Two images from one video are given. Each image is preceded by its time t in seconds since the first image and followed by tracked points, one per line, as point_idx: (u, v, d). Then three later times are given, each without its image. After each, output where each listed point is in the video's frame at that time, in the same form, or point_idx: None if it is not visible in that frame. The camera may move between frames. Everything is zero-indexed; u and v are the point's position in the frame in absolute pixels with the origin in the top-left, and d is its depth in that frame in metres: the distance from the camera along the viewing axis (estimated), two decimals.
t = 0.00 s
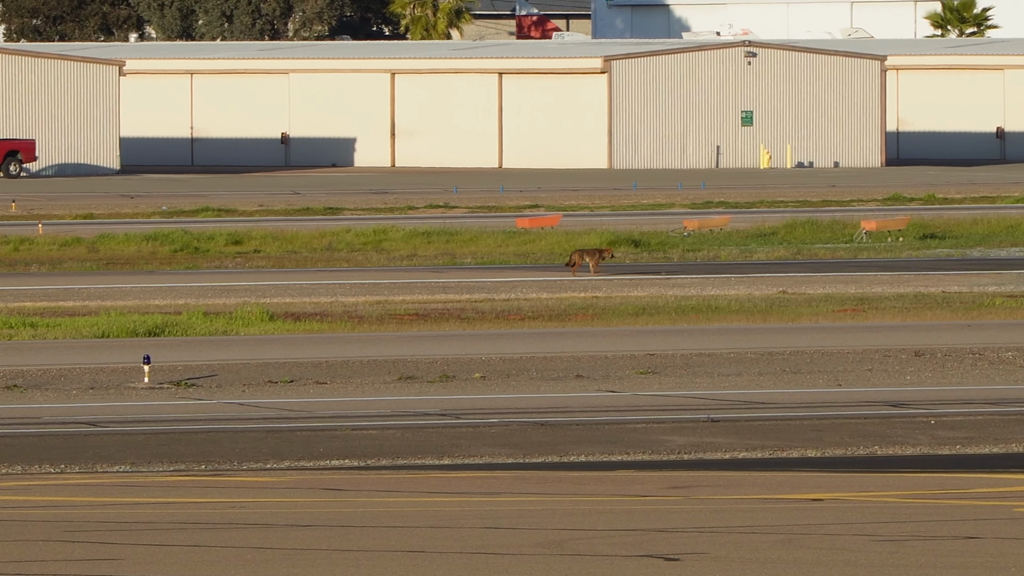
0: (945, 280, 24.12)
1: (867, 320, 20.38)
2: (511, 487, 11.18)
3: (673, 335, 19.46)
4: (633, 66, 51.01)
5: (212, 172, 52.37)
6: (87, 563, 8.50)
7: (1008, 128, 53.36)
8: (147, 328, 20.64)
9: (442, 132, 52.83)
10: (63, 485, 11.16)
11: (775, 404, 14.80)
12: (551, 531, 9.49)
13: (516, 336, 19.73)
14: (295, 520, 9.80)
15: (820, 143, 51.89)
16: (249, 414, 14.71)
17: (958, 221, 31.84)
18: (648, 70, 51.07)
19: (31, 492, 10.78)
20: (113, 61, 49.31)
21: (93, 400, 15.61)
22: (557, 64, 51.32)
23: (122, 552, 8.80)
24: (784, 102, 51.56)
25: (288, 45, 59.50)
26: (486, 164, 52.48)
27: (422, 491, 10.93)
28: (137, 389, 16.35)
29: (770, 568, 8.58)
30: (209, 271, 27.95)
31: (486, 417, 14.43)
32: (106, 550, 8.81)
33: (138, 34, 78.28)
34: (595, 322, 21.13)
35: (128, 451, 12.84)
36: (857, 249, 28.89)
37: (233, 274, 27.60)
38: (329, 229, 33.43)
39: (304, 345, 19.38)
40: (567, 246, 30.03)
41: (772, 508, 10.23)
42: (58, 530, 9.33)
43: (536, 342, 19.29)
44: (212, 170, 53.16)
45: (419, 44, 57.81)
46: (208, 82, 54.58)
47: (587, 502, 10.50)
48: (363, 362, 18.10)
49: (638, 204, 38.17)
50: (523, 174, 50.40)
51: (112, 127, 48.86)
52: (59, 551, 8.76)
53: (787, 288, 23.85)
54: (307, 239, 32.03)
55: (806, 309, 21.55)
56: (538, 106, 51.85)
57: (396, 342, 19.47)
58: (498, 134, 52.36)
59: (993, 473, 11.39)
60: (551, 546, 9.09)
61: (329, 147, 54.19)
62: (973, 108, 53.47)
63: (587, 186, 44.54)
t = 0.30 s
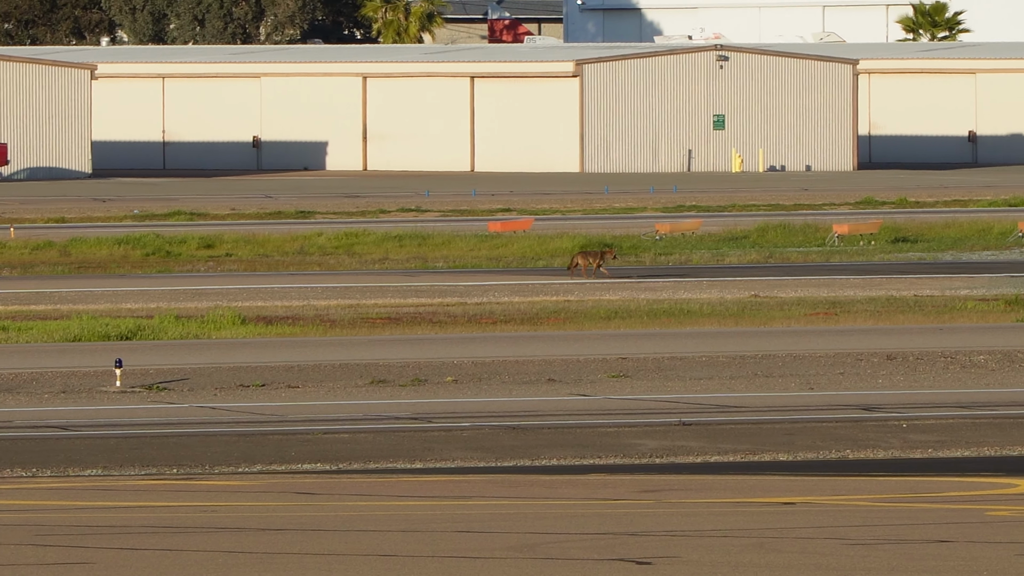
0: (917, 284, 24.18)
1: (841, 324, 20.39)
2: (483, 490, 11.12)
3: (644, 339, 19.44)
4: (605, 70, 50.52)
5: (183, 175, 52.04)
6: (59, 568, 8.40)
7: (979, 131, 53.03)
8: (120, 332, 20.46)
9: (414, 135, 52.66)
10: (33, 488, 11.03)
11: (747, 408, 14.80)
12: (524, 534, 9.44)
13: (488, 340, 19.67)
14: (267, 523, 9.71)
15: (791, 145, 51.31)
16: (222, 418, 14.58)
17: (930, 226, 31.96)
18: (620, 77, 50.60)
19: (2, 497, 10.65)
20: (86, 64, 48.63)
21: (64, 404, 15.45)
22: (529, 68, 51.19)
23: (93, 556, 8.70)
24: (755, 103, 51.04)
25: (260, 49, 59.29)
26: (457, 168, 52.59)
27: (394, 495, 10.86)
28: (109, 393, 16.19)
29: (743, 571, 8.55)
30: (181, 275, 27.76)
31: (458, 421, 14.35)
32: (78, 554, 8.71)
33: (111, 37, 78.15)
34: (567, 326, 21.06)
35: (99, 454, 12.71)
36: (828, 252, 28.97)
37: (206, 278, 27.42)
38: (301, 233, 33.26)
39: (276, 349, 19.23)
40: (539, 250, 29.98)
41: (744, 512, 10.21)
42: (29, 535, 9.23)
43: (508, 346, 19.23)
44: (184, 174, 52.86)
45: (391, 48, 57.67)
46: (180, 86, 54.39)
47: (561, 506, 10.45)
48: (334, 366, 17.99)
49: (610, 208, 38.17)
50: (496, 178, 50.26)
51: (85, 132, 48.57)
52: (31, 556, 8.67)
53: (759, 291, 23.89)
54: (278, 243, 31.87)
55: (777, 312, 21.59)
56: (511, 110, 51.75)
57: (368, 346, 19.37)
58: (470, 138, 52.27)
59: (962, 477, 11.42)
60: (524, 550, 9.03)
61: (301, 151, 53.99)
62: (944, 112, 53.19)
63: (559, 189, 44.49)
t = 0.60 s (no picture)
0: (886, 288, 24.31)
1: (811, 329, 20.46)
2: (453, 495, 11.04)
3: (615, 344, 19.42)
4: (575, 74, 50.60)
5: (153, 180, 51.70)
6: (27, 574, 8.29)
7: (949, 136, 53.24)
8: (90, 337, 20.28)
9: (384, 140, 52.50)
10: None
11: (718, 413, 14.79)
12: (496, 540, 9.37)
13: (459, 345, 19.61)
14: (236, 528, 9.61)
15: (760, 149, 51.33)
16: (192, 423, 14.44)
17: (899, 230, 32.15)
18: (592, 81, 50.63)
19: None
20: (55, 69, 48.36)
21: (33, 410, 15.24)
22: (499, 73, 51.11)
23: (62, 561, 8.58)
24: (725, 107, 51.07)
25: (230, 54, 59.06)
26: (427, 173, 52.46)
27: (364, 501, 10.77)
28: (78, 398, 16.02)
29: None
30: (152, 280, 27.58)
31: (429, 426, 14.27)
32: (46, 560, 8.60)
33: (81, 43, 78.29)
34: (538, 331, 21.05)
35: (68, 460, 12.55)
36: (799, 257, 29.07)
37: (176, 283, 27.25)
38: (271, 238, 33.13)
39: (246, 354, 19.10)
40: (508, 255, 29.96)
41: (715, 517, 10.17)
42: None
43: (479, 351, 19.16)
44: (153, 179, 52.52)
45: (361, 53, 57.55)
46: (150, 91, 54.08)
47: (531, 512, 10.39)
48: (304, 371, 17.88)
49: (580, 213, 38.21)
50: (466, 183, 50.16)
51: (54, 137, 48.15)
52: None
53: (729, 296, 23.94)
54: (248, 247, 31.73)
55: (748, 317, 21.64)
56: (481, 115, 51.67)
57: (338, 351, 19.25)
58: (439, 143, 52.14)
59: (932, 482, 11.44)
60: (494, 555, 8.97)
61: (271, 156, 53.73)
62: (913, 117, 53.40)
63: (529, 195, 44.46)
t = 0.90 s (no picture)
0: (858, 294, 24.39)
1: (782, 334, 20.50)
2: (425, 501, 10.96)
3: (586, 350, 19.39)
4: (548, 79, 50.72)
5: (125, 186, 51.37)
6: None
7: (921, 141, 53.39)
8: (61, 343, 20.09)
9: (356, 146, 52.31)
10: None
11: (689, 418, 14.78)
12: (468, 545, 9.31)
13: (431, 350, 19.52)
14: (209, 533, 9.51)
15: (733, 155, 51.38)
16: (164, 429, 14.33)
17: (871, 236, 32.27)
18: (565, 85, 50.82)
19: None
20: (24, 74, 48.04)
21: (3, 415, 15.08)
22: (471, 78, 50.99)
23: (33, 567, 8.50)
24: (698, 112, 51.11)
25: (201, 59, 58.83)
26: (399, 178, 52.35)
27: (336, 506, 10.68)
28: (50, 404, 15.86)
29: None
30: (124, 285, 27.35)
31: (400, 431, 14.20)
32: (16, 567, 8.51)
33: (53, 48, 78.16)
34: (510, 337, 20.97)
35: (39, 465, 12.42)
36: (771, 262, 29.14)
37: (148, 289, 27.03)
38: (242, 243, 32.92)
39: (219, 359, 18.95)
40: (480, 261, 29.88)
41: (687, 523, 10.14)
42: None
43: (451, 356, 19.09)
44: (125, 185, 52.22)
45: (333, 59, 57.39)
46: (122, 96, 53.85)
47: (502, 517, 10.33)
48: (277, 376, 17.76)
49: (551, 218, 38.17)
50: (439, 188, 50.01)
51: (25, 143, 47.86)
52: None
53: (701, 302, 23.94)
54: (220, 253, 31.52)
55: (719, 323, 21.65)
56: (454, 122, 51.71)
57: (311, 357, 19.12)
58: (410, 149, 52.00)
59: (904, 487, 11.44)
60: (467, 561, 8.90)
61: (243, 161, 53.51)
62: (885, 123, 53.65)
63: (500, 200, 44.41)
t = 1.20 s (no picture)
0: (826, 299, 24.48)
1: (750, 339, 20.50)
2: (392, 506, 10.89)
3: (553, 355, 19.33)
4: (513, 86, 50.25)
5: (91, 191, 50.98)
6: None
7: (887, 146, 53.77)
8: (28, 347, 19.90)
9: (324, 151, 52.12)
10: None
11: (657, 423, 14.76)
12: (436, 550, 9.25)
13: (397, 356, 19.39)
14: (176, 538, 9.41)
15: (699, 160, 50.95)
16: (131, 433, 14.17)
17: (839, 241, 32.42)
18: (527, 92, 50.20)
19: None
20: None
21: None
22: (438, 84, 50.87)
23: None
24: (665, 117, 50.70)
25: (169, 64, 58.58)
26: (366, 184, 52.19)
27: (303, 511, 10.59)
28: (16, 408, 15.67)
29: None
30: (91, 291, 27.12)
31: (367, 437, 14.10)
32: None
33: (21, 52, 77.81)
34: (477, 342, 20.90)
35: (5, 471, 12.27)
36: (738, 267, 29.22)
37: (115, 294, 26.77)
38: (210, 248, 32.70)
39: (188, 364, 18.79)
40: (448, 265, 29.80)
41: (655, 527, 10.13)
42: None
43: (420, 362, 18.99)
44: (91, 190, 51.90)
45: (299, 64, 57.18)
46: (90, 102, 53.77)
47: (470, 522, 10.27)
48: (244, 381, 17.61)
49: (519, 223, 38.15)
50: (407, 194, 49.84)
51: None
52: None
53: (669, 307, 23.99)
54: (188, 258, 31.30)
55: (687, 328, 21.64)
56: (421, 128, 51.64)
57: (279, 361, 18.98)
58: (378, 154, 51.83)
59: (872, 492, 11.47)
60: (434, 566, 8.84)
61: (211, 166, 53.26)
62: (853, 128, 53.95)
63: (468, 205, 44.35)
